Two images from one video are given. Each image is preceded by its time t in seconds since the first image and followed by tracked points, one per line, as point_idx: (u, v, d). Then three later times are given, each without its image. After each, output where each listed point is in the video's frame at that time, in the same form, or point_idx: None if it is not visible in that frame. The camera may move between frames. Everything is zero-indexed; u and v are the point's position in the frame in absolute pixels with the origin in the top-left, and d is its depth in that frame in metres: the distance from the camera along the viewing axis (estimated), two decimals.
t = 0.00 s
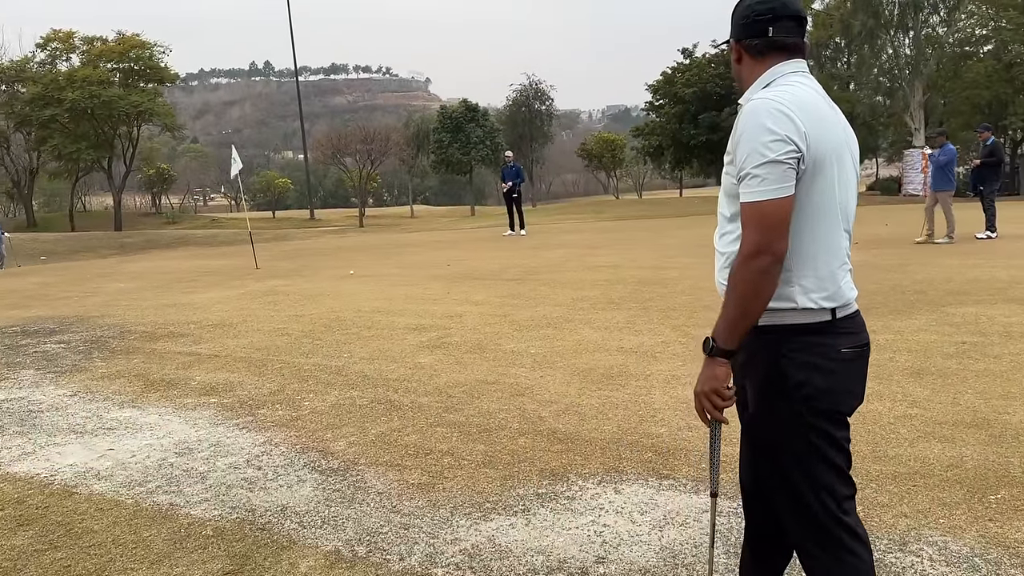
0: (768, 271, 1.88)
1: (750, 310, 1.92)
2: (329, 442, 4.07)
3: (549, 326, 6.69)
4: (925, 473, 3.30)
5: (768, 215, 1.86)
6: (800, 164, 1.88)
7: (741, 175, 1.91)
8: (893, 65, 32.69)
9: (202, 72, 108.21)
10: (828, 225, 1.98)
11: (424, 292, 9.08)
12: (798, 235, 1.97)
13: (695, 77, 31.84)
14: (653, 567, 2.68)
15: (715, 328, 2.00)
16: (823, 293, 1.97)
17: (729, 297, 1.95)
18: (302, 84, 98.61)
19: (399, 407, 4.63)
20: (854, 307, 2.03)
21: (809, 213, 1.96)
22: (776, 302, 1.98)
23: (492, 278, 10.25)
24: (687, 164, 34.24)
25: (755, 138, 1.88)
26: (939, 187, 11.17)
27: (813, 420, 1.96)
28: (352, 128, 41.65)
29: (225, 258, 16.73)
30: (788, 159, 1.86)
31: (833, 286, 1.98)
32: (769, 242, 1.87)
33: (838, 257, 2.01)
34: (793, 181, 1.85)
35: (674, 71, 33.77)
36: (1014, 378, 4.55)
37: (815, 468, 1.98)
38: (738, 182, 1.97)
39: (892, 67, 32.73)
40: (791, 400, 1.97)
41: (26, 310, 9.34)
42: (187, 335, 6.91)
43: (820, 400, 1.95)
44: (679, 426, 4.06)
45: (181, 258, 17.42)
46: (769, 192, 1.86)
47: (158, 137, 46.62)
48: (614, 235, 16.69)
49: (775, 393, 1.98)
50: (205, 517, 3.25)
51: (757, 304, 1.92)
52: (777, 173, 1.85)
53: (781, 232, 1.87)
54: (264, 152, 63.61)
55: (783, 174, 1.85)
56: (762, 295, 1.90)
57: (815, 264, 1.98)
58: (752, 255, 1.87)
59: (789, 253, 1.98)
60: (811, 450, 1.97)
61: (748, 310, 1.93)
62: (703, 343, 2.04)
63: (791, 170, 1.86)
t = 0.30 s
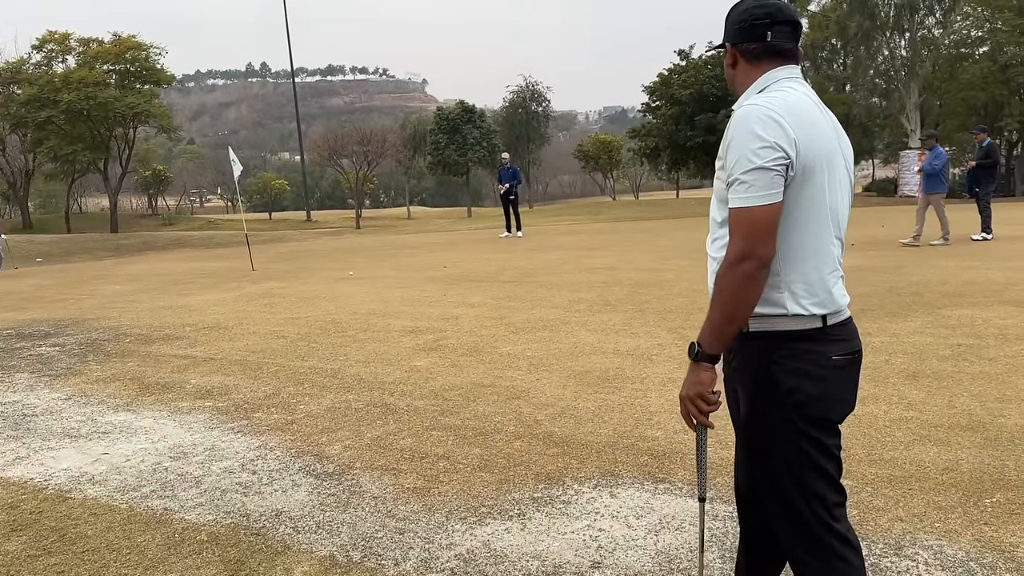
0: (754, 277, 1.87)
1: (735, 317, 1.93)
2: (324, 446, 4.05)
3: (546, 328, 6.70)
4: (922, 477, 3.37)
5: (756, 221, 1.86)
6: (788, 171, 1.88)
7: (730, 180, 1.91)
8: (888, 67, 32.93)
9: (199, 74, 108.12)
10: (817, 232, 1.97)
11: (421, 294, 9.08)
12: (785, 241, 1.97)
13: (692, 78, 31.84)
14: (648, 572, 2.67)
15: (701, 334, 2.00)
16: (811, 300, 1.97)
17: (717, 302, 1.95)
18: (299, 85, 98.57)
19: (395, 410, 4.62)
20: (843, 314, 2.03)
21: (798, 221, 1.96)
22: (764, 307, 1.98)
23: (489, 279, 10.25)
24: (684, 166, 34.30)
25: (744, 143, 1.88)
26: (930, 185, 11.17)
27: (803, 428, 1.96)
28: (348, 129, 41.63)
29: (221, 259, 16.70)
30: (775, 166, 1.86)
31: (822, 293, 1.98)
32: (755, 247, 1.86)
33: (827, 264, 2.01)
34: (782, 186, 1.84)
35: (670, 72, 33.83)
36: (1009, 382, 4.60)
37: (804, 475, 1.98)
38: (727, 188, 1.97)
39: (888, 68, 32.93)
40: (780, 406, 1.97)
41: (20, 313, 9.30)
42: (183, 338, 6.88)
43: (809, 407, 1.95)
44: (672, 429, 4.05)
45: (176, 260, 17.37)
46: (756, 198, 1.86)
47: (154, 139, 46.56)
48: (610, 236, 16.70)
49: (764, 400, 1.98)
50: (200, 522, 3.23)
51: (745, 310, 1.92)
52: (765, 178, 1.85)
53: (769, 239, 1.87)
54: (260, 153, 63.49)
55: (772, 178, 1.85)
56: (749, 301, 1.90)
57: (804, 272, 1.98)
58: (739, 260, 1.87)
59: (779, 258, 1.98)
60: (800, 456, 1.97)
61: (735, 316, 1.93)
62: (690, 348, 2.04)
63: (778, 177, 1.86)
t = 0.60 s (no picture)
0: (752, 282, 1.87)
1: (734, 321, 1.92)
2: (322, 450, 4.05)
3: (545, 330, 6.70)
4: (921, 479, 3.38)
5: (753, 225, 1.86)
6: (784, 174, 1.88)
7: (725, 186, 1.91)
8: (886, 68, 33.10)
9: (196, 76, 108.23)
10: (812, 237, 1.97)
11: (420, 296, 9.09)
12: (784, 246, 1.97)
13: (690, 80, 31.87)
14: None
15: (700, 339, 2.00)
16: (810, 303, 1.97)
17: (715, 306, 1.94)
18: (297, 87, 98.68)
19: (393, 413, 4.61)
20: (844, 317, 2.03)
21: (794, 224, 1.96)
22: (762, 311, 1.98)
23: (487, 281, 10.26)
24: (682, 167, 34.38)
25: (739, 148, 1.88)
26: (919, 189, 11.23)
27: (804, 431, 1.96)
28: (346, 131, 41.66)
29: (219, 262, 16.71)
30: (773, 169, 1.85)
31: (820, 296, 1.97)
32: (751, 251, 1.86)
33: (825, 269, 2.00)
34: (778, 192, 1.85)
35: (668, 74, 33.93)
36: (1008, 383, 4.60)
37: (805, 478, 1.97)
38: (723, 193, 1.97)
39: (885, 69, 33.09)
40: (781, 409, 1.97)
41: (18, 316, 9.29)
42: (182, 341, 6.88)
43: (811, 410, 1.94)
44: (670, 432, 4.05)
45: (174, 262, 17.37)
46: (753, 203, 1.86)
47: (152, 141, 46.58)
48: (609, 238, 16.70)
49: (765, 403, 1.98)
50: (198, 526, 3.22)
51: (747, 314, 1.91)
52: (761, 183, 1.85)
53: (769, 241, 1.86)
54: (258, 155, 63.49)
55: (770, 181, 1.85)
56: (749, 305, 1.90)
57: (804, 277, 1.97)
58: (735, 265, 1.87)
59: (776, 261, 1.97)
60: (800, 461, 1.97)
61: (736, 321, 1.92)
62: (688, 352, 2.04)
63: (775, 181, 1.86)
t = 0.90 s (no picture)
0: (738, 286, 1.87)
1: (725, 324, 1.92)
2: (323, 452, 4.05)
3: (545, 332, 6.70)
4: (921, 480, 3.38)
5: (737, 231, 1.86)
6: (764, 178, 1.89)
7: (708, 192, 1.92)
8: (885, 69, 33.09)
9: (195, 79, 108.28)
10: (801, 238, 1.97)
11: (420, 298, 9.09)
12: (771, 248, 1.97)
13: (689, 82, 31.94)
14: None
15: (692, 342, 2.00)
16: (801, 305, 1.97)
17: (704, 310, 1.95)
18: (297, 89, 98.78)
19: (394, 416, 4.60)
20: (841, 314, 2.02)
21: (780, 227, 1.95)
22: (755, 315, 1.99)
23: (487, 283, 10.27)
24: (681, 169, 34.47)
25: (718, 154, 1.89)
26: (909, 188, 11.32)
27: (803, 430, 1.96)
28: (346, 133, 41.74)
29: (219, 264, 16.71)
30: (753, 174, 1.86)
31: (812, 296, 1.97)
32: (738, 256, 1.87)
33: (818, 268, 2.00)
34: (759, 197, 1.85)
35: (667, 76, 34.04)
36: (1008, 385, 4.60)
37: (806, 479, 1.97)
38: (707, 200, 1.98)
39: (884, 70, 33.10)
40: (779, 409, 1.97)
41: (18, 319, 9.28)
42: (182, 344, 6.88)
43: (809, 409, 1.95)
44: (669, 434, 4.04)
45: (174, 265, 17.36)
46: (735, 208, 1.86)
47: (151, 143, 46.58)
48: (609, 240, 16.72)
49: (766, 404, 1.99)
50: (198, 530, 3.22)
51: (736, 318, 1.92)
52: (742, 188, 1.86)
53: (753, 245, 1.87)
54: (258, 158, 63.53)
55: (751, 187, 1.86)
56: (738, 308, 1.90)
57: (792, 278, 1.97)
58: (721, 268, 1.87)
59: (765, 262, 1.98)
60: (799, 459, 1.97)
61: (724, 325, 1.92)
62: (681, 356, 2.04)
63: (756, 186, 1.87)
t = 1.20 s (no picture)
0: (700, 271, 2.02)
1: (689, 308, 2.05)
2: (326, 455, 4.04)
3: (548, 333, 6.70)
4: (928, 481, 3.37)
5: (698, 218, 2.01)
6: (722, 174, 2.04)
7: (674, 188, 2.07)
8: (886, 69, 33.05)
9: (196, 82, 108.41)
10: (756, 233, 2.10)
11: (422, 300, 9.09)
12: (729, 241, 2.11)
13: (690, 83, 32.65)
14: None
15: (661, 329, 2.12)
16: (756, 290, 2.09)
17: (671, 298, 2.08)
18: (298, 91, 98.81)
19: (397, 418, 4.59)
20: (795, 307, 2.13)
21: (737, 221, 2.09)
22: (714, 305, 2.12)
23: (489, 285, 10.27)
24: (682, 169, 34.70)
25: (681, 152, 2.05)
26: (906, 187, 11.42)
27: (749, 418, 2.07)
28: (347, 135, 41.75)
29: (221, 267, 16.70)
30: (713, 169, 2.01)
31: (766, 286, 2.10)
32: (701, 243, 2.01)
33: (771, 264, 2.12)
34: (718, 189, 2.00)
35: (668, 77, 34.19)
36: (1012, 384, 4.59)
37: (751, 465, 2.08)
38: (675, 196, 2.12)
39: (884, 70, 33.05)
40: (729, 398, 2.08)
41: (20, 323, 9.27)
42: (185, 347, 6.87)
43: (755, 398, 2.06)
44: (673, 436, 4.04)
45: (175, 268, 17.37)
46: (697, 199, 2.02)
47: (153, 146, 46.61)
48: (610, 241, 16.70)
49: (717, 393, 2.11)
50: (201, 534, 3.21)
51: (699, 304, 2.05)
52: (703, 180, 2.01)
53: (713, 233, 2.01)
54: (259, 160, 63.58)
55: (710, 181, 2.01)
56: (699, 292, 2.03)
57: (748, 270, 2.10)
58: (684, 255, 2.02)
59: (721, 255, 2.11)
60: (745, 446, 2.08)
61: (685, 310, 2.05)
62: (652, 344, 2.16)
63: (715, 181, 2.02)
